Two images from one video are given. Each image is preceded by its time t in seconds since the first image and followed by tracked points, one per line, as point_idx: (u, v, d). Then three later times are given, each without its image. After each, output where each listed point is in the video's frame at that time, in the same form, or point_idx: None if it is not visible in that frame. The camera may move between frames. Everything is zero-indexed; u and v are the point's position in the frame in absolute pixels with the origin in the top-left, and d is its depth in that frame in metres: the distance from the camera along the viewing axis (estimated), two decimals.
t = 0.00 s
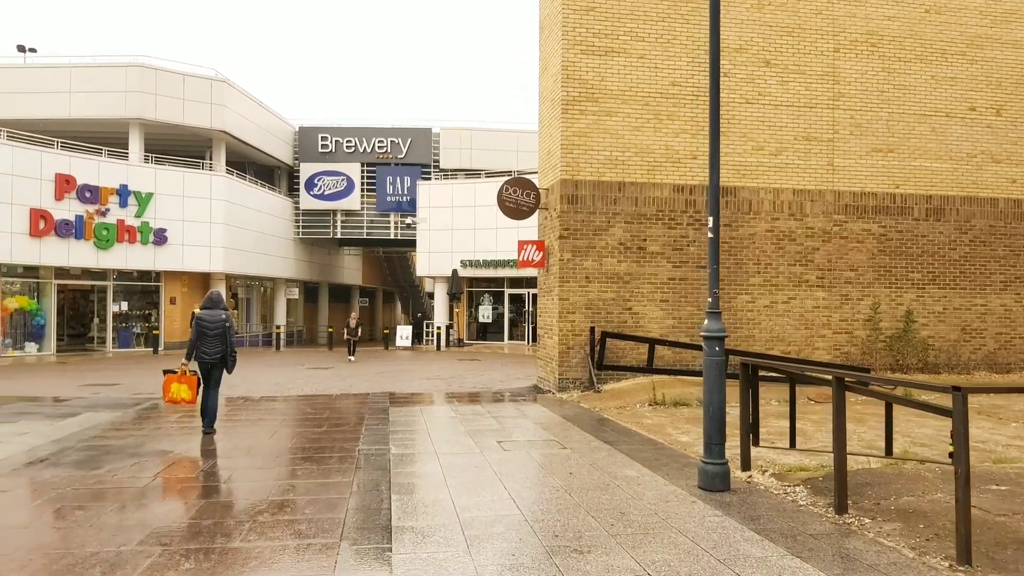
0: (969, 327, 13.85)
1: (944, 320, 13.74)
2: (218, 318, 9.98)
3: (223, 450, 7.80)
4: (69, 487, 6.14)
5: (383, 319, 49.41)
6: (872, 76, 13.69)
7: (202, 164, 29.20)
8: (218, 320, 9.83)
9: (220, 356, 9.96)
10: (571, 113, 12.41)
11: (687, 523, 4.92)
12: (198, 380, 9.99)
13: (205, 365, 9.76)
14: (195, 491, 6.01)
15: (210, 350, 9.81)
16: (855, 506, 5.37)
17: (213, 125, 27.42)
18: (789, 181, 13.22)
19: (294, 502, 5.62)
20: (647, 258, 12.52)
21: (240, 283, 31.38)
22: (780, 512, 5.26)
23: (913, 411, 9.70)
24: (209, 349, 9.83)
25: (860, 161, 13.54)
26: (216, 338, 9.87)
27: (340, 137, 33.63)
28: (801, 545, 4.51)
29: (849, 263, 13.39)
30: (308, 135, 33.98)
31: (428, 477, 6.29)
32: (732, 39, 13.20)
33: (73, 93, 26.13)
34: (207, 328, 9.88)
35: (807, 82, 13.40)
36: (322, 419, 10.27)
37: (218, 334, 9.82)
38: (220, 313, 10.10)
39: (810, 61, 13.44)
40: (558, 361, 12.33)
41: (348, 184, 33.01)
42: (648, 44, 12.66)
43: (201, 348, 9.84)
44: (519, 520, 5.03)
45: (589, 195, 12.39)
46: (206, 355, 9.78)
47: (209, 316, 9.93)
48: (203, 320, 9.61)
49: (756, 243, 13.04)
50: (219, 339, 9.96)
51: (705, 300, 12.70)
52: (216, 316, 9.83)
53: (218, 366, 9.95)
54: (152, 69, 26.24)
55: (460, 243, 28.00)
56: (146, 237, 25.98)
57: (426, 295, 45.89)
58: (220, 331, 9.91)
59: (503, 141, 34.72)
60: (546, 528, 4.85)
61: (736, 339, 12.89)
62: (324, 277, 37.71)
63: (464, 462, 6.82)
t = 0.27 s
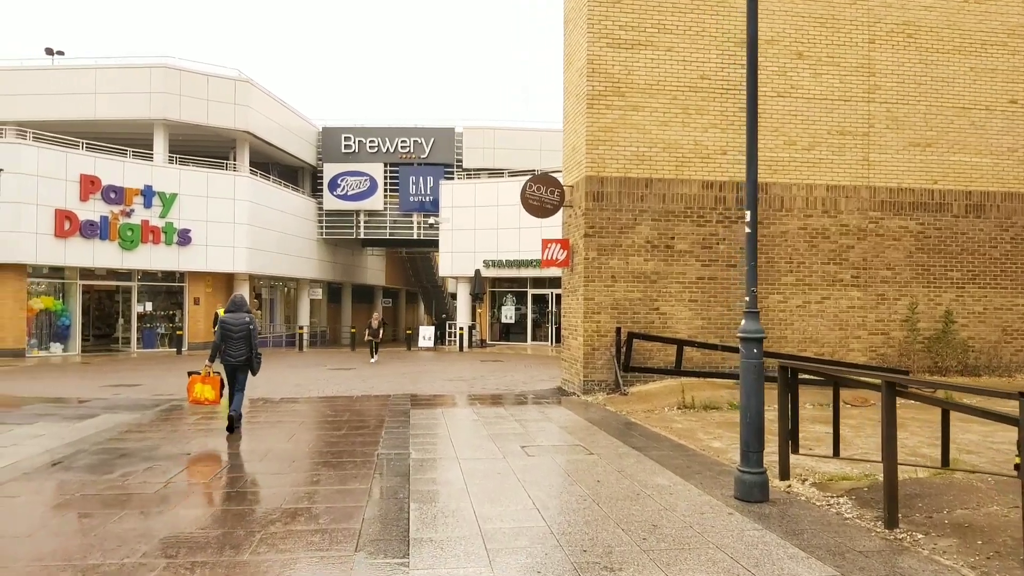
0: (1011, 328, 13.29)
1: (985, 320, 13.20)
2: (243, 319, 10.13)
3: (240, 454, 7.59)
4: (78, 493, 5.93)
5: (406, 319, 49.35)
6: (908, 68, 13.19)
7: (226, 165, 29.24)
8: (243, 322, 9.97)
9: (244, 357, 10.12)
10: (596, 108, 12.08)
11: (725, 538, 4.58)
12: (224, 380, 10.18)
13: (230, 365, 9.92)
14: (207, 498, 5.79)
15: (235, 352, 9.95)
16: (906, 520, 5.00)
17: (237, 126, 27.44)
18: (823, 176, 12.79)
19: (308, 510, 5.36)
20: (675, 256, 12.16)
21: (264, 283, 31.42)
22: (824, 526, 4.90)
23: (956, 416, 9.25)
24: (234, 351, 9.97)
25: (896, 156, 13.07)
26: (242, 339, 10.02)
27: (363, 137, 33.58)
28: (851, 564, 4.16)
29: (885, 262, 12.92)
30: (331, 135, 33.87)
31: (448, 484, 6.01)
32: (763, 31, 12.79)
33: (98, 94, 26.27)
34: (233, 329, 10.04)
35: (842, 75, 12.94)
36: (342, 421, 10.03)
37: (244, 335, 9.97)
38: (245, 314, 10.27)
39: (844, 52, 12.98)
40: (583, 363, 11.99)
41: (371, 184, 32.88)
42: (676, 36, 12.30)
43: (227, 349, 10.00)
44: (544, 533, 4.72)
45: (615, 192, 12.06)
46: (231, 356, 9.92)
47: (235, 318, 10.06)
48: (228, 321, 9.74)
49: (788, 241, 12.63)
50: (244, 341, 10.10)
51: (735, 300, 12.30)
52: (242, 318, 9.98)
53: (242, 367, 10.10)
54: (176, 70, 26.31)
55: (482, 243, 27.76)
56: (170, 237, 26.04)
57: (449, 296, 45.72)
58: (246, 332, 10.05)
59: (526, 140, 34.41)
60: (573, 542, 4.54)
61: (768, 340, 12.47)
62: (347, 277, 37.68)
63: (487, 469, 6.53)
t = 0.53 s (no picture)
0: None
1: None
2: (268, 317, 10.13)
3: (257, 459, 7.35)
4: (86, 501, 5.68)
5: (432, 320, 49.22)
6: (953, 58, 12.60)
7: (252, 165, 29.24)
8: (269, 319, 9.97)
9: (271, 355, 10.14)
10: (626, 101, 11.68)
11: (772, 560, 4.19)
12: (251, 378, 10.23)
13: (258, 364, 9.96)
14: (220, 507, 5.52)
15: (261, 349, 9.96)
16: (970, 542, 4.56)
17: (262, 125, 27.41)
18: (863, 171, 12.27)
19: (322, 523, 5.05)
20: (708, 255, 11.73)
21: (290, 283, 31.43)
22: (880, 547, 4.48)
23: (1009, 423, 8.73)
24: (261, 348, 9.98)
25: (940, 149, 12.50)
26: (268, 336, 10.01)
27: (390, 137, 33.56)
28: None
29: (928, 260, 12.37)
30: (357, 134, 33.84)
31: (472, 495, 5.68)
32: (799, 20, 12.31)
33: (126, 95, 26.38)
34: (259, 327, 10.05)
35: (882, 65, 12.41)
36: (363, 424, 9.74)
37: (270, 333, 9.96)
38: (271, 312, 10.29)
39: (885, 42, 12.45)
40: (612, 365, 11.60)
41: (396, 183, 32.61)
42: (708, 26, 11.86)
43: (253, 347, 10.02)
44: (573, 552, 4.36)
45: (645, 188, 11.66)
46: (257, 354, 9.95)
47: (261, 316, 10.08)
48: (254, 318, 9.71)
49: (826, 238, 12.13)
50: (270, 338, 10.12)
51: (770, 300, 11.83)
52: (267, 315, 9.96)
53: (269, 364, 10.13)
54: (202, 70, 26.33)
55: (508, 242, 27.44)
56: (196, 238, 26.05)
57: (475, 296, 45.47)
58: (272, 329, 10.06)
59: (552, 138, 34.03)
60: (605, 564, 4.18)
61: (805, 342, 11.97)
62: (373, 278, 37.59)
63: (512, 478, 6.18)
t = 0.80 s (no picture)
0: None
1: None
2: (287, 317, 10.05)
3: (261, 463, 7.04)
4: (77, 509, 5.38)
5: (445, 319, 49.03)
6: (986, 48, 12.10)
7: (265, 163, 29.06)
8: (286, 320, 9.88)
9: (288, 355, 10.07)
10: (645, 93, 11.30)
11: None
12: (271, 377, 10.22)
13: (274, 364, 9.93)
14: (219, 516, 5.20)
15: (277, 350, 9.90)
16: None
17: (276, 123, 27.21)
18: (891, 165, 11.84)
19: (325, 535, 4.70)
20: (730, 252, 11.33)
21: (303, 282, 31.25)
22: (933, 565, 4.09)
23: None
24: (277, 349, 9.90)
25: (972, 142, 12.01)
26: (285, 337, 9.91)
27: (403, 135, 33.31)
28: None
29: (959, 257, 11.89)
30: (370, 133, 33.77)
31: (486, 504, 5.33)
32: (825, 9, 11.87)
33: (139, 93, 26.25)
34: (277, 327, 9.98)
35: (911, 55, 11.95)
36: (373, 426, 9.43)
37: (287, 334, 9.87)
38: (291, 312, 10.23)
39: (914, 31, 11.98)
40: (631, 366, 11.21)
41: (410, 182, 32.04)
42: (731, 16, 11.45)
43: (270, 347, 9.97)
44: (596, 571, 3.99)
45: (665, 183, 11.27)
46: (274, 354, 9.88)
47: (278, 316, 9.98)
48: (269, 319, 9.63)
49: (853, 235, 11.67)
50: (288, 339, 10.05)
51: (795, 299, 11.40)
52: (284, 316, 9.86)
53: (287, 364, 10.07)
54: (216, 68, 26.15)
55: (522, 241, 27.10)
56: (209, 236, 25.87)
57: (489, 296, 45.16)
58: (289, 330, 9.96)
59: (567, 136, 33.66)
60: None
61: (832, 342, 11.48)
62: (386, 277, 37.36)
63: (528, 486, 5.82)
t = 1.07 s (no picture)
0: None
1: None
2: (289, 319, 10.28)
3: (251, 471, 6.74)
4: (50, 523, 5.07)
5: (447, 320, 48.81)
6: (1000, 41, 11.78)
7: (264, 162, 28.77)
8: (287, 321, 10.08)
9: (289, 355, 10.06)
10: (650, 87, 11.00)
11: None
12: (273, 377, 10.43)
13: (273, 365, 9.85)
14: (201, 529, 4.90)
15: (278, 351, 10.09)
16: None
17: (275, 122, 26.92)
18: (902, 161, 11.54)
19: (314, 553, 4.40)
20: (737, 251, 11.02)
21: (303, 283, 30.97)
22: None
23: None
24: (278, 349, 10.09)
25: (985, 138, 11.69)
26: (285, 337, 10.10)
27: (403, 133, 32.96)
28: None
29: (972, 256, 11.57)
30: (370, 132, 33.38)
31: (485, 518, 5.02)
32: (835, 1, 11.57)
33: (136, 91, 25.99)
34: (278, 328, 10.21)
35: (923, 49, 11.64)
36: (369, 430, 9.12)
37: (288, 334, 10.06)
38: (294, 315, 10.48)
39: (926, 24, 11.68)
40: (635, 368, 10.89)
41: (410, 180, 31.68)
42: (738, 8, 11.15)
43: (272, 347, 10.19)
44: None
45: (671, 180, 10.96)
46: (275, 354, 10.06)
47: (281, 317, 10.22)
48: (271, 318, 9.86)
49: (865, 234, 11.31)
50: (290, 340, 10.24)
51: (804, 299, 11.09)
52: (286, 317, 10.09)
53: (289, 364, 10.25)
54: (214, 66, 25.88)
55: (524, 240, 26.81)
56: (206, 236, 25.58)
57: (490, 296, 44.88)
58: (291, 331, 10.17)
59: (569, 135, 33.37)
60: None
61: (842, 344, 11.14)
62: (387, 277, 37.08)
63: (530, 498, 5.51)
